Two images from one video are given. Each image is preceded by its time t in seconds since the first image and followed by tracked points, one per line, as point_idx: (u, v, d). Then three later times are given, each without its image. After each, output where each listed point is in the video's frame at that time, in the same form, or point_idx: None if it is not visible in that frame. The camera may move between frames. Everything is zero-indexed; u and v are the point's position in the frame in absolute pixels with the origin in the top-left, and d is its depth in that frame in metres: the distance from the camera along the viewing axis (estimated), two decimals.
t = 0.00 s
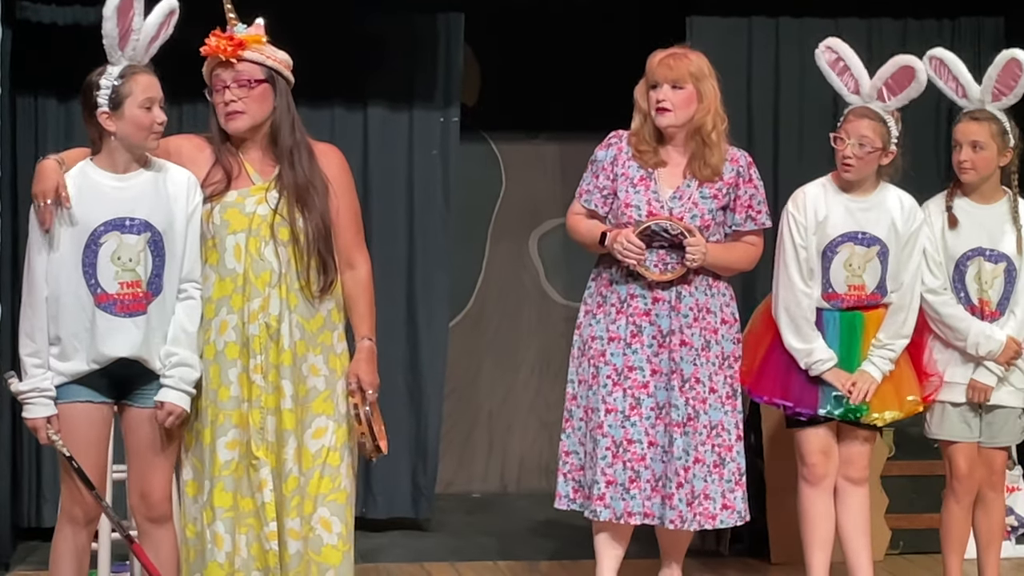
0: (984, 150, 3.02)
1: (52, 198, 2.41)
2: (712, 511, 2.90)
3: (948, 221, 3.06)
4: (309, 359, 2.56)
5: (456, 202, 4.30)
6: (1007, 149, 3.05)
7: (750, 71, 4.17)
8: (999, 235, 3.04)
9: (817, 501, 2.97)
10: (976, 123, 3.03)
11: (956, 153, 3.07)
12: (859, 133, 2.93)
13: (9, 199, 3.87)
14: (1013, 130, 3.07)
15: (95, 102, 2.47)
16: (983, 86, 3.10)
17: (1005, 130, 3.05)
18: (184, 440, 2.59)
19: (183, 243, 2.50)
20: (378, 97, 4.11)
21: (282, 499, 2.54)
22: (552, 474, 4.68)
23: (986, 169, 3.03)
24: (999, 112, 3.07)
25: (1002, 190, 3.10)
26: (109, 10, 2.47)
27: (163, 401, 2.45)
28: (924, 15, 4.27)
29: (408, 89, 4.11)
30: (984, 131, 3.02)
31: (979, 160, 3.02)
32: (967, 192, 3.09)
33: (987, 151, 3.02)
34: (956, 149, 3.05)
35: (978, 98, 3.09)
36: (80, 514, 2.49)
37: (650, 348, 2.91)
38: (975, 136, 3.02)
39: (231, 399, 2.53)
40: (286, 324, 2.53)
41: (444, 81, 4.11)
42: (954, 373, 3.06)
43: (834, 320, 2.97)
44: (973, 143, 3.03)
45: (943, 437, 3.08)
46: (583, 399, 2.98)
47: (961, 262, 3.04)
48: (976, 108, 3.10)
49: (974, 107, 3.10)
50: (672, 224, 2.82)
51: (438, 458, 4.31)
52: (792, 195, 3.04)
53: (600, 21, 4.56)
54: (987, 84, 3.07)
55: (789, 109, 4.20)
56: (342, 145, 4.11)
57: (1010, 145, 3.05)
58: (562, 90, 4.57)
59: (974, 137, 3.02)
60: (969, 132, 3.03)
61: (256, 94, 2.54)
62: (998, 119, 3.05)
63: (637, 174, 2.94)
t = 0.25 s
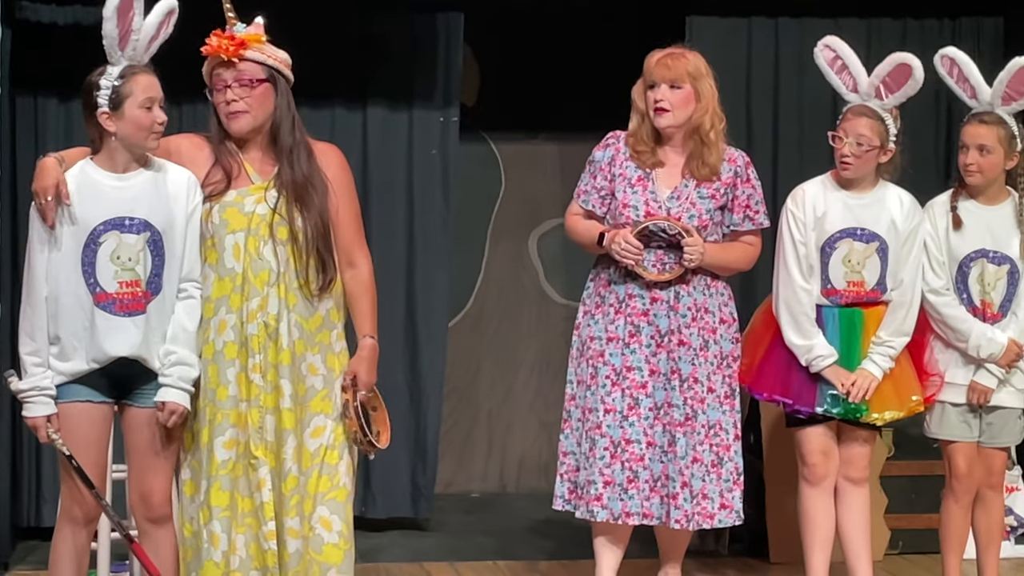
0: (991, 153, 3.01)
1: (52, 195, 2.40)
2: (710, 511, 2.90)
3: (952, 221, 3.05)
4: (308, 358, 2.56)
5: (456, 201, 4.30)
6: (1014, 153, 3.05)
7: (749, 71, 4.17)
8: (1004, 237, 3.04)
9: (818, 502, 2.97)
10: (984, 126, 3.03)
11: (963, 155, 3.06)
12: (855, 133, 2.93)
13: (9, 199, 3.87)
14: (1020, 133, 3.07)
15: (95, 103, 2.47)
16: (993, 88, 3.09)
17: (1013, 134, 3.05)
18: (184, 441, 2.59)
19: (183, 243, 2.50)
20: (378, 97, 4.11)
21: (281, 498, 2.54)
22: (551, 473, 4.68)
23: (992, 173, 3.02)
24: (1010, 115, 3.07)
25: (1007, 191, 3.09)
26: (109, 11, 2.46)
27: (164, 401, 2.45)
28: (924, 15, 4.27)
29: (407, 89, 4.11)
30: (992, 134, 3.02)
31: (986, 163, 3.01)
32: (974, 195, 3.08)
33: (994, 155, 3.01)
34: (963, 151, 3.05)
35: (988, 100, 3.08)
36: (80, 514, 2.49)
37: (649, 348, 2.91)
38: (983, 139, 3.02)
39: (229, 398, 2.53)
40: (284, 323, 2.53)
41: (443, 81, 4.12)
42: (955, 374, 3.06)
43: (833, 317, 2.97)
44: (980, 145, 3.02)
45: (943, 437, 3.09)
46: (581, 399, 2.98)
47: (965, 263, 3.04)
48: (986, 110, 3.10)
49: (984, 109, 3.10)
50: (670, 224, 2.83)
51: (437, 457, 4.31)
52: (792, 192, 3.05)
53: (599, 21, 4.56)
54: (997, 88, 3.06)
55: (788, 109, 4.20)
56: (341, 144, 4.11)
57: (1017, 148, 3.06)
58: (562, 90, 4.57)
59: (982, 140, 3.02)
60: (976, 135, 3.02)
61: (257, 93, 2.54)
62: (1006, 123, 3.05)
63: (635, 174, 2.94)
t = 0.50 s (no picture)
0: (993, 153, 3.02)
1: (58, 187, 2.40)
2: (705, 510, 2.91)
3: (954, 221, 3.05)
4: (309, 360, 2.56)
5: (454, 201, 4.30)
6: (1016, 153, 3.06)
7: (748, 72, 4.17)
8: (1006, 237, 3.04)
9: (818, 502, 2.97)
10: (986, 126, 3.03)
11: (964, 155, 3.06)
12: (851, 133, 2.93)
13: (8, 199, 3.87)
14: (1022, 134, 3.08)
15: (96, 103, 2.47)
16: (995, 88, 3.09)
17: (1015, 134, 3.05)
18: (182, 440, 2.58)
19: (183, 243, 2.49)
20: (377, 97, 4.11)
21: (281, 500, 2.54)
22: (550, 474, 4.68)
23: (994, 172, 3.03)
24: (1012, 115, 3.07)
25: (1009, 192, 3.09)
26: (110, 11, 2.46)
27: (159, 405, 2.46)
28: (922, 15, 4.27)
29: (406, 89, 4.11)
30: (994, 134, 3.02)
31: (988, 163, 3.02)
32: (975, 195, 3.08)
33: (996, 154, 3.02)
34: (965, 151, 3.05)
35: (990, 100, 3.08)
36: (79, 514, 2.49)
37: (645, 348, 2.91)
38: (985, 139, 3.02)
39: (228, 400, 2.53)
40: (285, 325, 2.53)
41: (442, 80, 4.12)
42: (956, 374, 3.06)
43: (832, 314, 2.97)
44: (983, 145, 3.03)
45: (944, 437, 3.08)
46: (578, 399, 2.97)
47: (967, 262, 3.04)
48: (988, 110, 3.10)
49: (986, 109, 3.10)
50: (665, 224, 2.82)
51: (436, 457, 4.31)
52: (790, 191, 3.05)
53: (598, 20, 4.55)
54: (999, 87, 3.06)
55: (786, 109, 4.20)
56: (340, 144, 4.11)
57: (1019, 149, 3.06)
58: (561, 90, 4.57)
59: (984, 139, 3.02)
60: (979, 135, 3.03)
61: (256, 95, 2.53)
62: (1008, 123, 3.05)
63: (632, 174, 2.94)
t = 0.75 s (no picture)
0: (991, 152, 3.02)
1: (58, 188, 2.40)
2: (700, 511, 2.91)
3: (952, 222, 3.06)
4: (309, 359, 2.56)
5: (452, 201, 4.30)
6: (1014, 153, 3.06)
7: (746, 73, 4.18)
8: (1004, 238, 3.04)
9: (814, 502, 2.98)
10: (984, 126, 3.04)
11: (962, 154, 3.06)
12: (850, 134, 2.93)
13: (6, 199, 3.86)
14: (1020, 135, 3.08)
15: (96, 103, 2.46)
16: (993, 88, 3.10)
17: (1013, 134, 3.05)
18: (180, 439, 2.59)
19: (184, 242, 2.49)
20: (375, 97, 4.11)
21: (282, 499, 2.53)
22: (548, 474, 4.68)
23: (992, 172, 3.02)
24: (1010, 115, 3.08)
25: (1007, 193, 3.09)
26: (110, 11, 2.46)
27: (153, 400, 2.45)
28: (920, 17, 4.28)
29: (404, 89, 4.12)
30: (992, 133, 3.03)
31: (985, 162, 3.01)
32: (972, 195, 3.09)
33: (994, 154, 3.01)
34: (962, 151, 3.05)
35: (988, 101, 3.09)
36: (77, 513, 2.49)
37: (641, 349, 2.91)
38: (982, 138, 3.02)
39: (228, 399, 2.53)
40: (285, 324, 2.53)
41: (440, 80, 4.12)
42: (955, 375, 3.06)
43: (829, 316, 2.96)
44: (980, 145, 3.03)
45: (943, 438, 3.08)
46: (574, 400, 2.97)
47: (965, 263, 3.04)
48: (986, 111, 3.11)
49: (984, 109, 3.11)
50: (660, 225, 2.81)
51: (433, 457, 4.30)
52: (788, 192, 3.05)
53: (596, 21, 4.55)
54: (997, 87, 3.07)
55: (784, 110, 4.20)
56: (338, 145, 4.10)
57: (1017, 149, 3.06)
58: (559, 91, 4.57)
59: (982, 139, 3.02)
60: (976, 134, 3.03)
61: (258, 95, 2.54)
62: (1006, 123, 3.06)
63: (628, 175, 2.94)
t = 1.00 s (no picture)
0: (981, 153, 3.02)
1: (55, 189, 2.40)
2: (694, 512, 2.91)
3: (945, 225, 3.06)
4: (307, 359, 2.55)
5: (448, 202, 4.30)
6: (1006, 154, 3.06)
7: (742, 74, 4.18)
8: (997, 241, 3.05)
9: (810, 502, 2.98)
10: (976, 127, 3.05)
11: (954, 156, 3.07)
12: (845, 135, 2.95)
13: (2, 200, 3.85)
14: (1013, 136, 3.08)
15: (93, 103, 2.46)
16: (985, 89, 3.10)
17: (1005, 135, 3.06)
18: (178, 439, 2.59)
19: (181, 243, 2.48)
20: (371, 98, 4.11)
21: (280, 499, 2.53)
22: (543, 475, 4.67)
23: (984, 173, 3.03)
24: (1001, 117, 3.08)
25: (1000, 194, 3.10)
26: (107, 11, 2.45)
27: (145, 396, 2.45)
28: (916, 18, 4.29)
29: (401, 89, 4.11)
30: (984, 134, 3.03)
31: (977, 163, 3.02)
32: (965, 197, 3.10)
33: (985, 155, 3.02)
34: (954, 152, 3.06)
35: (980, 102, 3.10)
36: (74, 514, 2.48)
37: (636, 351, 2.91)
38: (974, 139, 3.03)
39: (226, 399, 2.52)
40: (283, 325, 2.53)
41: (436, 80, 4.11)
42: (949, 377, 3.07)
43: (824, 316, 2.97)
44: (971, 146, 3.04)
45: (938, 440, 3.08)
46: (571, 401, 2.98)
47: (958, 266, 3.05)
48: (979, 112, 3.10)
49: (977, 110, 3.11)
50: (654, 226, 2.81)
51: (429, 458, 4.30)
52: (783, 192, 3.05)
53: (593, 21, 4.55)
54: (990, 89, 3.06)
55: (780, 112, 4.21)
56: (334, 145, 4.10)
57: (1008, 150, 3.06)
58: (555, 91, 4.57)
59: (973, 140, 3.03)
60: (968, 135, 3.04)
61: (255, 97, 2.53)
62: (998, 124, 3.06)
63: (623, 175, 2.95)
